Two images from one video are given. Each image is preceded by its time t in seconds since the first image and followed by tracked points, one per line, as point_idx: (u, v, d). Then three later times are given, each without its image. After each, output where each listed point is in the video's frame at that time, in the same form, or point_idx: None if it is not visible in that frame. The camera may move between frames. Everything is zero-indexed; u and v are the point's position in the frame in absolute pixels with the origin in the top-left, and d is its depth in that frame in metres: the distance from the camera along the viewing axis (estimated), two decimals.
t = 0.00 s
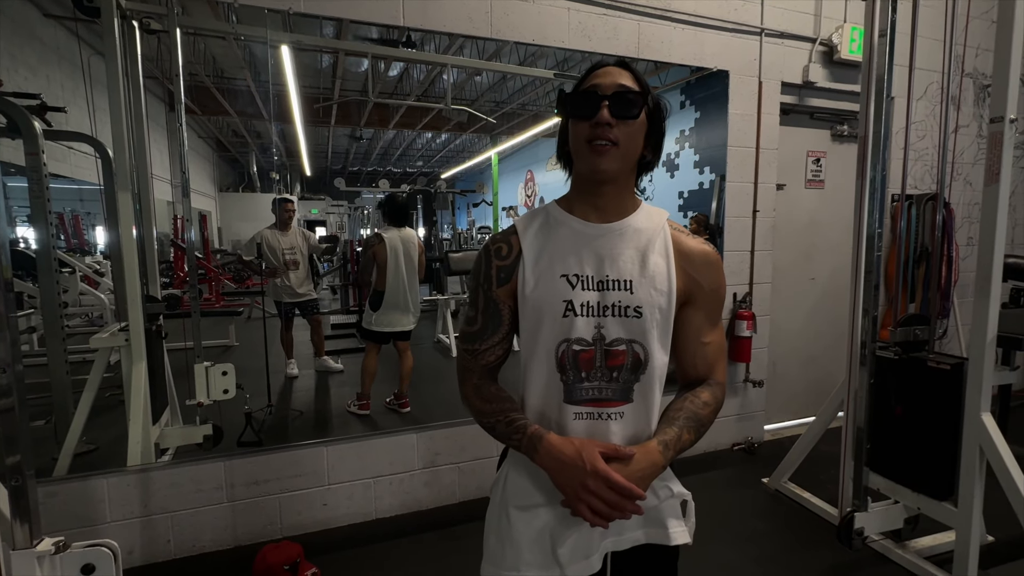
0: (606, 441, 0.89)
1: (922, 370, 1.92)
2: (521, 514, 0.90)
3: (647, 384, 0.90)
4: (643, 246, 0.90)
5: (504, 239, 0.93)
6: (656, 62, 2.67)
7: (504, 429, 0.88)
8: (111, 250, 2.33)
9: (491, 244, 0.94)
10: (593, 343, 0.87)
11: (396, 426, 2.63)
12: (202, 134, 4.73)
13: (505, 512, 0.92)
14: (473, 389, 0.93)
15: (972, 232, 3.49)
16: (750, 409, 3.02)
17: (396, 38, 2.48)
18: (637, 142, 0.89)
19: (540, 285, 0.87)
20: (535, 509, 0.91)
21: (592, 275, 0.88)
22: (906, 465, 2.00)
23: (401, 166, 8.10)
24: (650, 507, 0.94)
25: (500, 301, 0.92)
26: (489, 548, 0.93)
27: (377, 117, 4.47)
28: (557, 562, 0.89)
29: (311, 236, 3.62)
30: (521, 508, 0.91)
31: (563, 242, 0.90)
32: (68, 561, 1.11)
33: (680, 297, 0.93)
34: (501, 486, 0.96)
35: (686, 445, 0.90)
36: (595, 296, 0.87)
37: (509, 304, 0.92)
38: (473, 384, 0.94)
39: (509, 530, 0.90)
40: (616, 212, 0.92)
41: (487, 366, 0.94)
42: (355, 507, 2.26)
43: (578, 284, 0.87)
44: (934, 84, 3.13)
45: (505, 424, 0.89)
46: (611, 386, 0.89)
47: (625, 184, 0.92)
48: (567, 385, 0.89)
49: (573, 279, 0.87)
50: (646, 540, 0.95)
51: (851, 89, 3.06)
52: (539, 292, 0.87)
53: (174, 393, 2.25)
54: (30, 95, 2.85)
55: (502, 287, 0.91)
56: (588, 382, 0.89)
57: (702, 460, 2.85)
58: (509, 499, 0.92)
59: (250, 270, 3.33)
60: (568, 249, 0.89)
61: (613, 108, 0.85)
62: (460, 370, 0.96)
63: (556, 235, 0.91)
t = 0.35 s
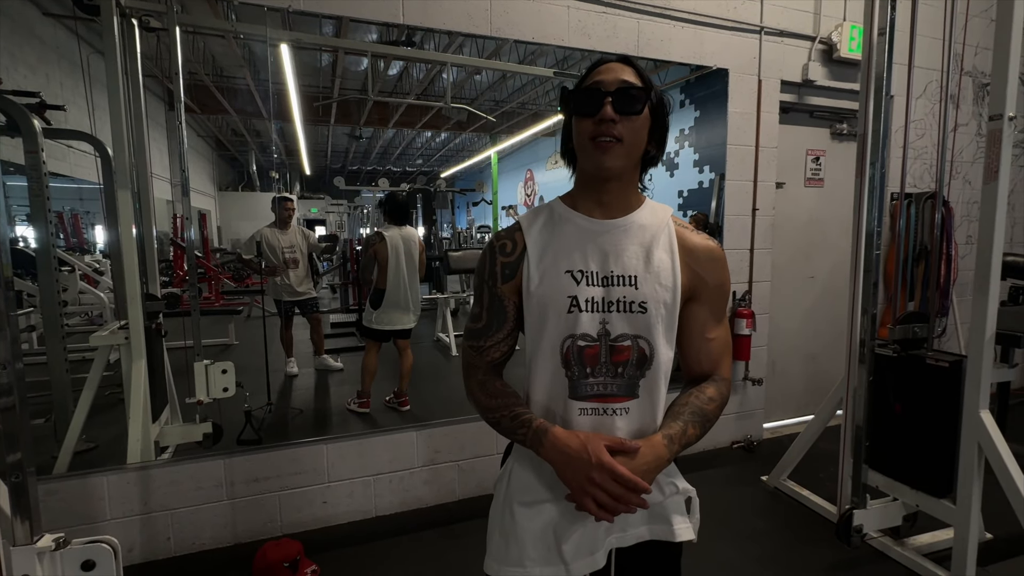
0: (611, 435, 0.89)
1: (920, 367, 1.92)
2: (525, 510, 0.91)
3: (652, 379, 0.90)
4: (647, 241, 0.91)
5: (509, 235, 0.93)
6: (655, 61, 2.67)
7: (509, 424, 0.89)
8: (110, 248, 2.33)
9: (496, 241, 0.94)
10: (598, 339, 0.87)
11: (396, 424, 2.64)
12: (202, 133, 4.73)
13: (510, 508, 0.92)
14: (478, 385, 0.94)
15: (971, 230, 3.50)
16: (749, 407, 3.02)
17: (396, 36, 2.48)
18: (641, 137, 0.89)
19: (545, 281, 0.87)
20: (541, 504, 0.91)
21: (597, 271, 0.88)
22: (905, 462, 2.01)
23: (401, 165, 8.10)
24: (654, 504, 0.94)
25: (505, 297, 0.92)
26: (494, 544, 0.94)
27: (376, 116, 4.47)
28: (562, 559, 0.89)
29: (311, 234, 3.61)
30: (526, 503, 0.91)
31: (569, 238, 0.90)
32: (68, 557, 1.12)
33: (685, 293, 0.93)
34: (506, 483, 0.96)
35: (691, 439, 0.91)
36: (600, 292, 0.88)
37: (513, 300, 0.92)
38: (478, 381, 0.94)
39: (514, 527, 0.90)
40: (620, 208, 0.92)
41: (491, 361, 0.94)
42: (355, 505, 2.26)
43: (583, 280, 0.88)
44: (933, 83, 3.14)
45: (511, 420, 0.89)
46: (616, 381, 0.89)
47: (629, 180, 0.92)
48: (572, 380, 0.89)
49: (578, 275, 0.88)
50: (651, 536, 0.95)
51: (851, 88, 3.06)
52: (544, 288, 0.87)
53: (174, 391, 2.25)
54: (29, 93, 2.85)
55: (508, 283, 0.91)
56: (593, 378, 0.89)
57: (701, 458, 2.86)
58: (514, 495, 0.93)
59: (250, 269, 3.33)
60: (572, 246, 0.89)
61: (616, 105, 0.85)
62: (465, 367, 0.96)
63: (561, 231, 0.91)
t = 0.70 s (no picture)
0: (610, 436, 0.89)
1: (917, 369, 1.93)
2: (525, 512, 0.91)
3: (652, 382, 0.90)
4: (647, 244, 0.91)
5: (509, 238, 0.93)
6: (653, 63, 2.67)
7: (508, 426, 0.89)
8: (108, 249, 2.33)
9: (496, 244, 0.94)
10: (598, 342, 0.88)
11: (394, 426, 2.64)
12: (200, 134, 4.73)
13: (510, 510, 0.92)
14: (478, 386, 0.94)
15: (968, 232, 3.51)
16: (747, 409, 3.02)
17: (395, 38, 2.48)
18: (643, 140, 0.89)
19: (544, 284, 0.87)
20: (540, 506, 0.91)
21: (597, 274, 0.88)
22: (902, 464, 2.01)
23: (400, 166, 8.10)
24: (652, 508, 0.94)
25: (504, 300, 0.92)
26: (492, 545, 0.94)
27: (375, 118, 4.47)
28: (560, 561, 0.88)
29: (310, 236, 3.62)
30: (526, 505, 0.91)
31: (568, 242, 0.90)
32: (64, 559, 1.11)
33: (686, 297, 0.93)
34: (505, 485, 0.96)
35: (694, 440, 0.91)
36: (600, 295, 0.88)
37: (513, 303, 0.92)
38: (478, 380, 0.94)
39: (513, 528, 0.90)
40: (621, 210, 0.92)
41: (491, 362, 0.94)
42: (353, 506, 2.26)
43: (583, 283, 0.88)
44: (930, 86, 3.15)
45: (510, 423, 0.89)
46: (616, 384, 0.90)
47: (631, 183, 0.93)
48: (572, 383, 0.89)
49: (578, 278, 0.88)
50: (649, 540, 0.95)
51: (849, 90, 3.07)
52: (544, 291, 0.87)
53: (171, 393, 2.25)
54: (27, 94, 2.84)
55: (507, 286, 0.91)
56: (593, 381, 0.89)
57: (699, 459, 2.86)
58: (513, 497, 0.93)
59: (248, 270, 3.33)
60: (572, 249, 0.89)
61: (622, 107, 0.86)
62: (464, 368, 0.97)
63: (561, 234, 0.91)
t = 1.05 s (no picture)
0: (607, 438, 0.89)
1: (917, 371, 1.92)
2: (526, 518, 0.91)
3: (656, 387, 0.89)
4: (648, 245, 0.91)
5: (504, 241, 0.97)
6: (653, 64, 2.67)
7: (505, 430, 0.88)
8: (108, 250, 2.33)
9: (491, 246, 0.98)
10: (599, 345, 0.87)
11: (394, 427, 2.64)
12: (201, 134, 4.73)
13: (511, 517, 0.92)
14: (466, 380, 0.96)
15: (969, 233, 3.50)
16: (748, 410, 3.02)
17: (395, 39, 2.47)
18: (640, 136, 0.89)
19: (544, 287, 0.87)
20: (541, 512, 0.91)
21: (597, 277, 0.88)
22: (903, 466, 2.00)
23: (401, 167, 8.11)
24: (656, 516, 0.91)
25: (491, 300, 0.95)
26: (495, 551, 0.94)
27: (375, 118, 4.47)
28: (562, 566, 0.89)
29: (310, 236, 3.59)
30: (526, 511, 0.91)
31: (568, 245, 0.90)
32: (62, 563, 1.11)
33: (699, 295, 0.95)
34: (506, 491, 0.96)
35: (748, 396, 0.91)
36: (601, 298, 0.87)
37: (500, 302, 0.95)
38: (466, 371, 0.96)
39: (514, 534, 0.90)
40: (619, 211, 0.93)
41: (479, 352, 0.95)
42: (353, 508, 2.25)
43: (583, 286, 0.87)
44: (931, 86, 3.14)
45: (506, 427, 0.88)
46: (619, 389, 0.88)
47: (628, 182, 0.93)
48: (573, 388, 0.88)
49: (578, 282, 0.87)
50: (652, 546, 0.92)
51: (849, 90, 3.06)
52: (543, 295, 0.87)
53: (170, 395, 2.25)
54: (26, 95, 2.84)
55: (495, 285, 0.94)
56: (595, 385, 0.88)
57: (699, 461, 2.85)
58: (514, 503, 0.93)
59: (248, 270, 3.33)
60: (572, 252, 0.89)
61: (613, 100, 0.87)
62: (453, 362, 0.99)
63: (560, 237, 0.91)
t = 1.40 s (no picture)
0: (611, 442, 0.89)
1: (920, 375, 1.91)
2: (526, 522, 0.91)
3: (658, 393, 0.89)
4: (651, 253, 0.91)
5: (507, 245, 0.96)
6: (654, 66, 2.67)
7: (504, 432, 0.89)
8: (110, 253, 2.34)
9: (496, 250, 0.98)
10: (602, 351, 0.87)
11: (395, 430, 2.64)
12: (202, 137, 4.74)
13: (512, 521, 0.92)
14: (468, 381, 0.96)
15: (971, 235, 3.50)
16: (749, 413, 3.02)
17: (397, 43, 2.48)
18: (646, 151, 0.89)
19: (547, 293, 0.87)
20: (542, 516, 0.91)
21: (600, 283, 0.88)
22: (905, 470, 2.00)
23: (402, 168, 8.12)
24: (657, 522, 0.91)
25: (495, 303, 0.95)
26: (495, 556, 0.94)
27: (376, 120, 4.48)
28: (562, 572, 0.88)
29: (312, 238, 3.59)
30: (526, 515, 0.91)
31: (571, 251, 0.90)
32: (64, 567, 1.12)
33: (704, 303, 0.96)
34: (507, 494, 0.96)
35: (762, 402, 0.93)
36: (603, 305, 0.88)
37: (503, 305, 0.95)
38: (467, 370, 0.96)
39: (514, 538, 0.91)
40: (624, 221, 0.93)
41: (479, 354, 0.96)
42: (354, 512, 2.26)
43: (586, 293, 0.88)
44: (932, 89, 3.14)
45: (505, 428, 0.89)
46: (621, 395, 0.88)
47: (634, 194, 0.93)
48: (576, 393, 0.88)
49: (580, 288, 0.88)
50: (653, 552, 0.92)
51: (850, 93, 3.06)
52: (547, 301, 0.87)
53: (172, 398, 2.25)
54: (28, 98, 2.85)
55: (498, 289, 0.94)
56: (597, 391, 0.88)
57: (701, 464, 2.85)
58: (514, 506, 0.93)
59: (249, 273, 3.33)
60: (575, 258, 0.90)
61: (620, 119, 0.86)
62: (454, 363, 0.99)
63: (563, 243, 0.91)
